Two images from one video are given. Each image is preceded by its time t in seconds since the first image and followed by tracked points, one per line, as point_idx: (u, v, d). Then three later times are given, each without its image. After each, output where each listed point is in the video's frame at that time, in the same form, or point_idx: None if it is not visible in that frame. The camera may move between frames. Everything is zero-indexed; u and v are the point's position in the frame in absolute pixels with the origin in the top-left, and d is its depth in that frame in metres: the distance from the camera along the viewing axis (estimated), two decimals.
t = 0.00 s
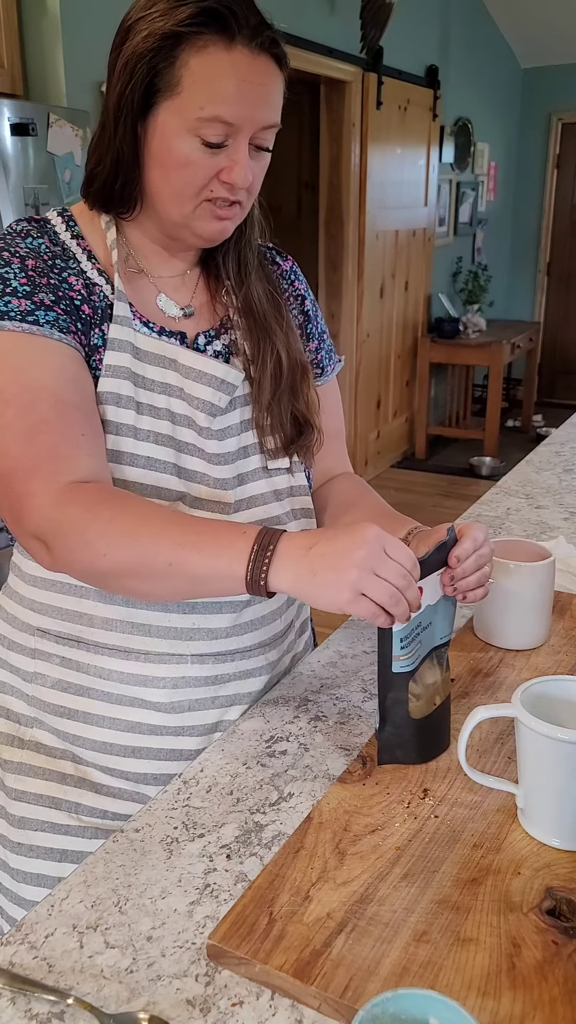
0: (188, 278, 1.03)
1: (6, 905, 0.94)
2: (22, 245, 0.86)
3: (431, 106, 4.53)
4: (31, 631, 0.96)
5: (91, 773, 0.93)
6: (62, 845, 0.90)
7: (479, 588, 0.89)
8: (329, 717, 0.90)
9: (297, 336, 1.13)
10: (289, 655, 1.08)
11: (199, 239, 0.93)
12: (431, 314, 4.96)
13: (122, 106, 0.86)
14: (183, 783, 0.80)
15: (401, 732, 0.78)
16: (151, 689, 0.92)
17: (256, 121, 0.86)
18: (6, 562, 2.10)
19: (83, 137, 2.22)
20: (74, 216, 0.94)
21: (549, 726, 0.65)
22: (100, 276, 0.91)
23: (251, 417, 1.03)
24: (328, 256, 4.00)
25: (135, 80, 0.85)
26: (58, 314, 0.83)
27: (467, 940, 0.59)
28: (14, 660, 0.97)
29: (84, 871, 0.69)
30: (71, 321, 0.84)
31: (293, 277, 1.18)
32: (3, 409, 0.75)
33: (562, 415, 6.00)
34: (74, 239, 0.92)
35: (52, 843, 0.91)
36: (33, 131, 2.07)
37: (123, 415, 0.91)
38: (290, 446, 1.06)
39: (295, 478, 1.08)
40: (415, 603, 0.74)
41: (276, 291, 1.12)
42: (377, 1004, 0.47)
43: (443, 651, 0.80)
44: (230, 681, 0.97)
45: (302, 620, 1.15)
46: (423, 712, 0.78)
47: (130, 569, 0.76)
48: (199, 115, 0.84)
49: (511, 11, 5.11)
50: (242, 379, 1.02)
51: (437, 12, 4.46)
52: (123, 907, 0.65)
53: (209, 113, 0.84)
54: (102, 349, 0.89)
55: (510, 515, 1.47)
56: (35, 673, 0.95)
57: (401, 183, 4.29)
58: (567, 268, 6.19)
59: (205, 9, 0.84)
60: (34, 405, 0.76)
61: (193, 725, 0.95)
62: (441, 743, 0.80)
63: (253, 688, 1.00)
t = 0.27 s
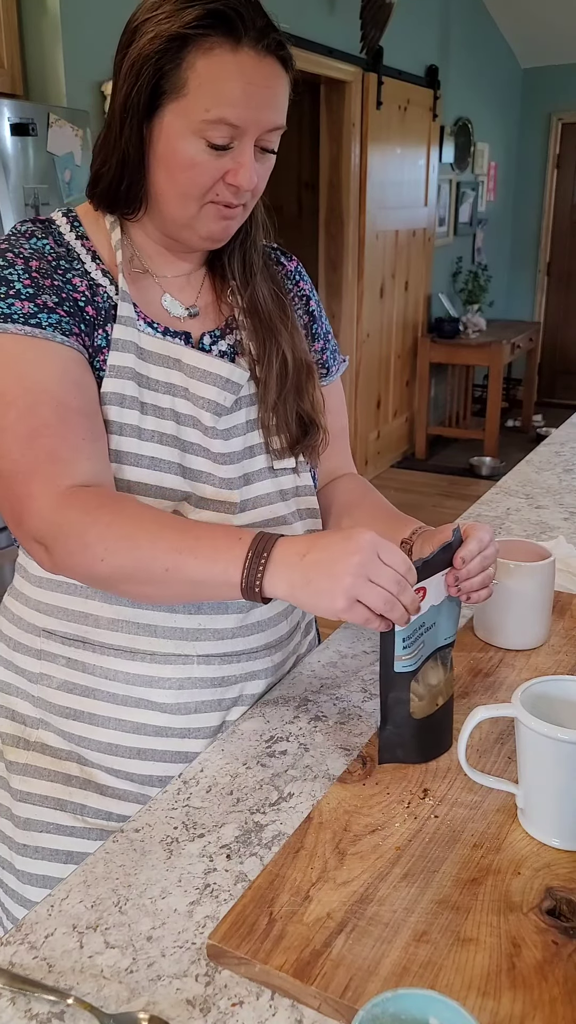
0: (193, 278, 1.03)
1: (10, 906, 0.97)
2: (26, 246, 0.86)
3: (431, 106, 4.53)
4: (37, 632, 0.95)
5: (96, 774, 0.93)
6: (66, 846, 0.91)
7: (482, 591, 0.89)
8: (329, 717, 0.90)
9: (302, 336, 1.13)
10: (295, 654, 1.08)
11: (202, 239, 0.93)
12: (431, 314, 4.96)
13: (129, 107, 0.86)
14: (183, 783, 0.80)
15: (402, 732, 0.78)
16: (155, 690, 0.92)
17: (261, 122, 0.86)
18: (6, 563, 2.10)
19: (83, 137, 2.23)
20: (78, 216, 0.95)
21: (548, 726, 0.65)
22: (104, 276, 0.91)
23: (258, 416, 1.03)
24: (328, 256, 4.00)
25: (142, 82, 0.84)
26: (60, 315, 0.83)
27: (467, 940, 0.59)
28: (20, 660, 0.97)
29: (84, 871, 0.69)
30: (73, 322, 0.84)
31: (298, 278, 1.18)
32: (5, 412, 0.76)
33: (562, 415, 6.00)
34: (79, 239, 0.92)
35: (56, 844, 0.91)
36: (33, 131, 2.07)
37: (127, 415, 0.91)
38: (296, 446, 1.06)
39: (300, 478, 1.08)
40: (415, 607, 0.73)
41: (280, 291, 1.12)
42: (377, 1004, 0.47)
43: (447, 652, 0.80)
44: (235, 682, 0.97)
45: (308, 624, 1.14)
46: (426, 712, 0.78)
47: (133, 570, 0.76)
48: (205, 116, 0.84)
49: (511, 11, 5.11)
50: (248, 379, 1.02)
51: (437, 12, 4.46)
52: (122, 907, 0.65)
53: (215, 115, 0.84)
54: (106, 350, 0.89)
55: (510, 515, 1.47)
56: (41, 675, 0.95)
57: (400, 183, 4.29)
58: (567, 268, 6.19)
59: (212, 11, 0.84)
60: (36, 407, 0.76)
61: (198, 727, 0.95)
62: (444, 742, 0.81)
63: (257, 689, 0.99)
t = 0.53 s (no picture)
0: (200, 279, 1.03)
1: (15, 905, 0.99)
2: (32, 245, 0.86)
3: (431, 106, 4.53)
4: (44, 632, 0.96)
5: (102, 775, 0.93)
6: (72, 847, 0.92)
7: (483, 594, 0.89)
8: (329, 717, 0.90)
9: (309, 336, 1.13)
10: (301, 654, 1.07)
11: (207, 240, 0.93)
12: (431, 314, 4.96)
13: (135, 107, 0.86)
14: (182, 783, 0.80)
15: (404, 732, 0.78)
16: (159, 691, 0.92)
17: (268, 123, 0.86)
18: (6, 563, 2.10)
19: (83, 137, 2.23)
20: (85, 216, 0.95)
21: (548, 726, 0.65)
22: (109, 277, 0.91)
23: (264, 417, 1.03)
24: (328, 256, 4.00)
25: (149, 82, 0.84)
26: (65, 316, 0.83)
27: (467, 940, 0.59)
28: (26, 661, 0.97)
29: (84, 871, 0.69)
30: (78, 323, 0.84)
31: (304, 278, 1.18)
32: (7, 415, 0.76)
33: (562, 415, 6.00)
34: (85, 239, 0.92)
35: (62, 847, 0.92)
36: (33, 131, 2.07)
37: (133, 416, 0.90)
38: (302, 447, 1.06)
39: (307, 479, 1.08)
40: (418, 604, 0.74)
41: (287, 292, 1.12)
42: (377, 1004, 0.47)
43: (450, 652, 0.80)
44: (241, 684, 0.96)
45: (314, 624, 1.11)
46: (428, 711, 0.78)
47: (137, 571, 0.76)
48: (212, 116, 0.84)
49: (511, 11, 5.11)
50: (254, 380, 1.02)
51: (437, 12, 4.46)
52: (122, 907, 0.65)
53: (222, 115, 0.84)
54: (112, 351, 0.89)
55: (510, 515, 1.47)
56: (47, 676, 0.95)
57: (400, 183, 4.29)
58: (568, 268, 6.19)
59: (219, 11, 0.84)
60: (39, 409, 0.76)
61: (203, 729, 0.94)
62: (446, 741, 0.81)
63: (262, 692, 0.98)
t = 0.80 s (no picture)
0: (205, 279, 1.03)
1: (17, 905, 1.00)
2: (37, 245, 0.86)
3: (431, 106, 4.53)
4: (48, 633, 0.96)
5: (104, 776, 0.93)
6: (75, 848, 0.93)
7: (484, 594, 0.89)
8: (330, 717, 0.90)
9: (314, 337, 1.13)
10: (304, 654, 1.06)
11: (213, 239, 0.93)
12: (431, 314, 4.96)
13: (142, 107, 0.86)
14: (182, 783, 0.80)
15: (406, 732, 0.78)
16: (162, 692, 0.92)
17: (274, 122, 0.86)
18: (5, 563, 2.09)
19: (83, 138, 2.23)
20: (90, 216, 0.95)
21: (549, 726, 0.65)
22: (114, 279, 0.91)
23: (269, 417, 1.03)
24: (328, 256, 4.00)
25: (155, 82, 0.84)
26: (69, 319, 0.83)
27: (467, 940, 0.59)
28: (30, 661, 0.97)
29: (84, 871, 0.69)
30: (82, 325, 0.84)
31: (309, 278, 1.18)
32: (9, 417, 0.77)
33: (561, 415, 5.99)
34: (91, 240, 0.92)
35: (65, 847, 0.93)
36: (33, 131, 2.07)
37: (138, 418, 0.90)
38: (307, 448, 1.06)
39: (311, 480, 1.08)
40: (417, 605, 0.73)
41: (292, 292, 1.12)
42: (377, 1004, 0.47)
43: (450, 652, 0.80)
44: (244, 684, 0.95)
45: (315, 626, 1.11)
46: (429, 711, 0.78)
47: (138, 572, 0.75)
48: (219, 115, 0.84)
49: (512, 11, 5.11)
50: (260, 380, 1.02)
51: (437, 12, 4.46)
52: (122, 907, 0.65)
53: (229, 114, 0.84)
54: (116, 353, 0.89)
55: (510, 515, 1.47)
56: (51, 676, 0.95)
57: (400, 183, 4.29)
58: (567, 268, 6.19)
59: (226, 10, 0.84)
60: (40, 414, 0.77)
61: (206, 730, 0.93)
62: (448, 741, 0.81)
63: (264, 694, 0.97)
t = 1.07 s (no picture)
0: (206, 279, 1.03)
1: (16, 904, 1.00)
2: (39, 245, 0.86)
3: (431, 106, 4.53)
4: (48, 632, 0.96)
5: (104, 776, 0.93)
6: (74, 847, 0.93)
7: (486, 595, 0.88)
8: (329, 717, 0.90)
9: (315, 338, 1.13)
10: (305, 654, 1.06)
11: (214, 238, 0.93)
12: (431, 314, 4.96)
13: (143, 107, 0.86)
14: (182, 783, 0.80)
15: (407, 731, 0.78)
16: (163, 692, 0.92)
17: (276, 120, 0.86)
18: (5, 563, 2.09)
19: (83, 138, 2.23)
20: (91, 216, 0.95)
21: (549, 726, 0.65)
22: (116, 280, 0.91)
23: (270, 418, 1.03)
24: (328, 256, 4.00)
25: (156, 82, 0.85)
26: (70, 320, 0.83)
27: (467, 940, 0.59)
28: (29, 661, 0.97)
29: (84, 871, 0.69)
30: (83, 327, 0.84)
31: (311, 279, 1.18)
32: (10, 420, 0.77)
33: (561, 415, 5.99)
34: (92, 240, 0.92)
35: (65, 845, 0.93)
36: (33, 131, 2.07)
37: (138, 419, 0.90)
38: (308, 448, 1.06)
39: (312, 480, 1.08)
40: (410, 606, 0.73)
41: (294, 293, 1.12)
42: (377, 1004, 0.47)
43: (451, 651, 0.79)
44: (245, 684, 0.95)
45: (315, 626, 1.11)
46: (429, 710, 0.78)
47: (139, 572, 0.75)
48: (220, 113, 0.84)
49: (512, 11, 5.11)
50: (260, 381, 1.02)
51: (437, 12, 4.46)
52: (122, 907, 0.65)
53: (230, 113, 0.84)
54: (117, 354, 0.89)
55: (510, 515, 1.47)
56: (51, 675, 0.95)
57: (400, 183, 4.29)
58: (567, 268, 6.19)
59: (227, 8, 0.84)
60: (40, 418, 0.77)
61: (205, 730, 0.93)
62: (449, 741, 0.81)
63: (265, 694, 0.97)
